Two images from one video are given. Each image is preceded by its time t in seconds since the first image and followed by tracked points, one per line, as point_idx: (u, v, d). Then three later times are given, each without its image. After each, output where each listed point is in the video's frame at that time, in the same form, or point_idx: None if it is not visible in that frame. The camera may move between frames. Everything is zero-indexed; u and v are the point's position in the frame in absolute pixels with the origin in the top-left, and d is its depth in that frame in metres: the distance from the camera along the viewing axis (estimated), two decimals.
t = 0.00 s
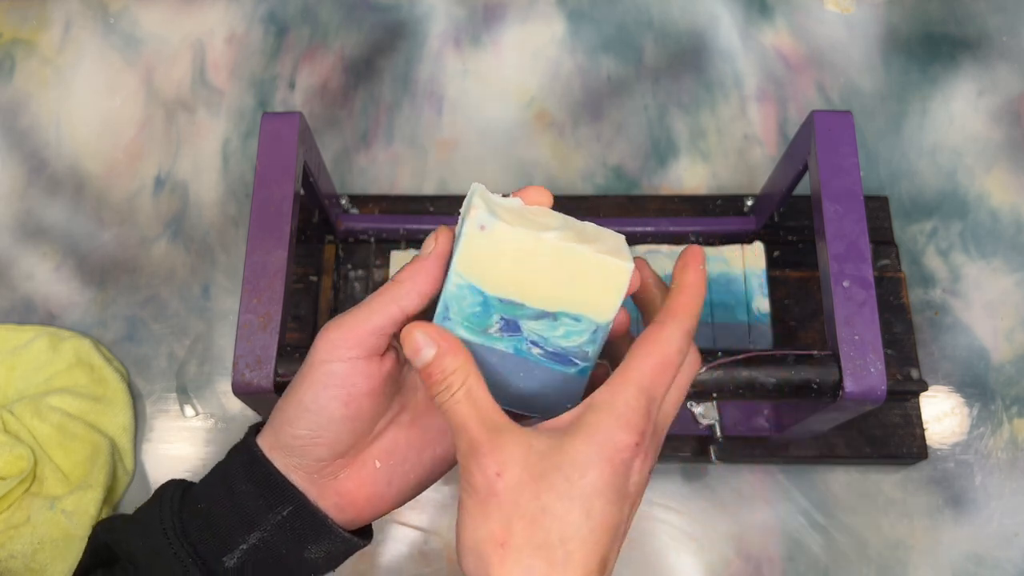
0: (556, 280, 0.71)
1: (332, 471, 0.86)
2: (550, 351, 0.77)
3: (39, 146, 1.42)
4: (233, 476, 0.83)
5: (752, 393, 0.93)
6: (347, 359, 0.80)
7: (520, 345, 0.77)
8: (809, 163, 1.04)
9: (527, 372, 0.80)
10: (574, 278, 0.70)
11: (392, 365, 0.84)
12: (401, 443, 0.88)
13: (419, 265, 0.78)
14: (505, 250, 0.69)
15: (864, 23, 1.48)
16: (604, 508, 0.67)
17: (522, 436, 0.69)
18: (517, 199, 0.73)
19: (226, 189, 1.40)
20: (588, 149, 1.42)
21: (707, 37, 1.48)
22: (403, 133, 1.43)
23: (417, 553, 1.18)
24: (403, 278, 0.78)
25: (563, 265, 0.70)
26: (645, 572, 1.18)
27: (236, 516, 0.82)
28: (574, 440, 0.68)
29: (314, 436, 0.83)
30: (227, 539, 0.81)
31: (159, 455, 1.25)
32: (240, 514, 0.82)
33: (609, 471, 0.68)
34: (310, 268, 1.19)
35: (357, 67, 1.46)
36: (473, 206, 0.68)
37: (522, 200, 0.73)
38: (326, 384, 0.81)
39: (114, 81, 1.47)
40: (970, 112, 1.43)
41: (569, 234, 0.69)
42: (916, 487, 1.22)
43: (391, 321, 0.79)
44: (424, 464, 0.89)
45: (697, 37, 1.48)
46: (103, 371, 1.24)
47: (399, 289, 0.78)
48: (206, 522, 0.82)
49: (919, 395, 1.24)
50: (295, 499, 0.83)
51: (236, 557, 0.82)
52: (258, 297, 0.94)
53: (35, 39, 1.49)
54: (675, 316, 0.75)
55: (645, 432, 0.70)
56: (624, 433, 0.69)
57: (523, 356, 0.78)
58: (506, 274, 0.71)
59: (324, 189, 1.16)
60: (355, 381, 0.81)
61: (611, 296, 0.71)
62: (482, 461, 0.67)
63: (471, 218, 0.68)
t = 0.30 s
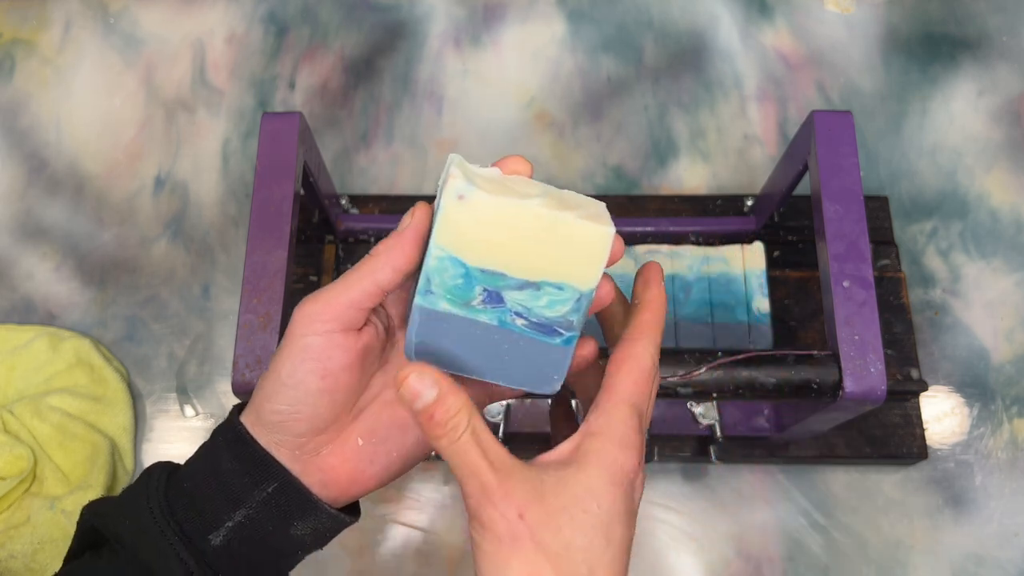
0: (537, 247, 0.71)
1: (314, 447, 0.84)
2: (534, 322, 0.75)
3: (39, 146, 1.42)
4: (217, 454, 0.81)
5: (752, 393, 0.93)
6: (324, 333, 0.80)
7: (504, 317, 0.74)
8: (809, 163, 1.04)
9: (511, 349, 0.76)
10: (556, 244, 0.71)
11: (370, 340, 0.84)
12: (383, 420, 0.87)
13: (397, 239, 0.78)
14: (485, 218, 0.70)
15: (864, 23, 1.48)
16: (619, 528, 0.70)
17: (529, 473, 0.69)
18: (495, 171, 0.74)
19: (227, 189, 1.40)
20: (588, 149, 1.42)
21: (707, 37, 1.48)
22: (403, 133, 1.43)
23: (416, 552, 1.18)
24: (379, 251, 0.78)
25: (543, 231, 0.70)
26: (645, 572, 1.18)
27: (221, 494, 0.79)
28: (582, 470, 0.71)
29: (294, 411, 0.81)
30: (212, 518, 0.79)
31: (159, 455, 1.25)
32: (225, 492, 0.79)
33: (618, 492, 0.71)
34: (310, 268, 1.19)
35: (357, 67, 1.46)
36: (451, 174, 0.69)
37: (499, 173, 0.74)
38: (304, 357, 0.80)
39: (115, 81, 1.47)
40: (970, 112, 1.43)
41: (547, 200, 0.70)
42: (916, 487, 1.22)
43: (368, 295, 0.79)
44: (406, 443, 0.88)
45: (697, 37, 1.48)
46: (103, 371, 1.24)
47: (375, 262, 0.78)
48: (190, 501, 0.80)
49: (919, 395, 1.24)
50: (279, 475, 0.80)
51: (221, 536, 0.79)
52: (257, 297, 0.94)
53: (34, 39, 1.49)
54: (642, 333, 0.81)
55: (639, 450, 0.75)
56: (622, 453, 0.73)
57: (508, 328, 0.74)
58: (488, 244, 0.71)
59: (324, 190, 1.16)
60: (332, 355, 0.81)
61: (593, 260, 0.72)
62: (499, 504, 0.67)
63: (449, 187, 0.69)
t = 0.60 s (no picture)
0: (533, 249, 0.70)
1: (313, 448, 0.84)
2: (528, 324, 0.75)
3: (39, 146, 1.42)
4: (216, 455, 0.82)
5: (752, 393, 0.93)
6: (323, 335, 0.79)
7: (498, 318, 0.75)
8: (809, 163, 1.04)
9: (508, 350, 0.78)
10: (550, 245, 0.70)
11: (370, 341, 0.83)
12: (383, 421, 0.86)
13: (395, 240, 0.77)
14: (480, 220, 0.69)
15: (864, 23, 1.48)
16: (580, 502, 0.69)
17: (492, 441, 0.71)
18: (493, 170, 0.72)
19: (227, 189, 1.40)
20: (588, 149, 1.42)
21: (707, 37, 1.48)
22: (403, 133, 1.43)
23: (416, 552, 1.18)
24: (378, 252, 0.78)
25: (538, 233, 0.69)
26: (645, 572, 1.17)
27: (220, 494, 0.80)
28: (544, 442, 0.71)
29: (293, 413, 0.81)
30: (210, 518, 0.79)
31: (159, 455, 1.25)
32: (224, 492, 0.80)
33: (581, 466, 0.70)
34: (310, 268, 1.19)
35: (357, 67, 1.46)
36: (446, 175, 0.68)
37: (497, 172, 0.73)
38: (304, 359, 0.80)
39: (115, 81, 1.47)
40: (970, 112, 1.43)
41: (543, 203, 0.69)
42: (916, 487, 1.22)
43: (367, 296, 0.78)
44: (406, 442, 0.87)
45: (697, 37, 1.48)
46: (103, 371, 1.24)
47: (374, 264, 0.77)
48: (189, 501, 0.80)
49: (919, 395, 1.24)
50: (278, 476, 0.81)
51: (219, 536, 0.79)
52: (258, 297, 0.94)
53: (34, 39, 1.49)
54: (625, 311, 0.79)
55: (610, 426, 0.74)
56: (588, 428, 0.72)
57: (503, 328, 0.75)
58: (482, 246, 0.70)
59: (324, 190, 1.16)
60: (331, 356, 0.80)
61: (589, 264, 0.71)
62: (457, 470, 0.69)
63: (443, 188, 0.68)
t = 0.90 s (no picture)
0: (518, 235, 0.70)
1: (306, 451, 0.83)
2: (518, 318, 0.73)
3: (39, 146, 1.42)
4: (212, 459, 0.81)
5: (752, 393, 0.93)
6: (316, 331, 0.80)
7: (487, 312, 0.74)
8: (809, 163, 1.04)
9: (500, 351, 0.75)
10: (533, 230, 0.70)
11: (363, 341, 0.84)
12: (378, 425, 0.85)
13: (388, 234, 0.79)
14: (462, 203, 0.70)
15: (864, 24, 1.48)
16: None
17: (502, 485, 0.68)
18: (483, 161, 0.74)
19: (227, 189, 1.40)
20: (588, 149, 1.42)
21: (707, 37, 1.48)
22: (403, 133, 1.43)
23: (416, 552, 1.18)
24: (372, 247, 0.79)
25: (521, 217, 0.70)
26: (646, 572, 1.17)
27: (214, 499, 0.79)
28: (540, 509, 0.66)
29: (284, 412, 0.81)
30: (204, 524, 0.79)
31: (159, 455, 1.25)
32: (219, 497, 0.79)
33: (563, 547, 0.65)
34: (310, 268, 1.19)
35: (357, 67, 1.46)
36: (428, 157, 0.69)
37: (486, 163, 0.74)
38: (297, 355, 0.80)
39: (115, 81, 1.47)
40: (970, 112, 1.43)
41: (526, 186, 0.70)
42: (916, 487, 1.22)
43: (361, 291, 0.80)
44: (403, 449, 0.85)
45: (697, 37, 1.48)
46: (103, 371, 1.24)
47: (367, 258, 0.79)
48: (184, 506, 0.80)
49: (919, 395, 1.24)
50: (272, 480, 0.80)
51: (213, 542, 0.78)
52: (258, 297, 0.94)
53: (35, 39, 1.49)
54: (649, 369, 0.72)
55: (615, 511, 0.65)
56: (587, 511, 0.64)
57: (492, 324, 0.74)
58: (467, 231, 0.71)
59: (324, 190, 1.16)
60: (323, 354, 0.81)
61: (575, 250, 0.70)
62: (461, 505, 0.69)
63: (425, 169, 0.69)
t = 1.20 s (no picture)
0: (523, 239, 0.70)
1: (301, 466, 0.83)
2: (519, 329, 0.73)
3: (39, 146, 1.42)
4: (210, 478, 0.81)
5: (752, 393, 0.93)
6: (318, 337, 0.80)
7: (488, 321, 0.74)
8: (809, 163, 1.04)
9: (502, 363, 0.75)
10: (538, 234, 0.69)
11: (367, 351, 0.84)
12: (377, 443, 0.84)
13: (394, 240, 0.79)
14: (467, 201, 0.70)
15: (864, 24, 1.48)
16: None
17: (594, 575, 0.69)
18: (495, 161, 0.73)
19: (227, 189, 1.40)
20: (588, 149, 1.42)
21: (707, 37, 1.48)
22: (403, 133, 1.43)
23: (417, 553, 1.18)
24: (379, 253, 0.80)
25: (526, 218, 0.69)
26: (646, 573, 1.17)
27: (209, 518, 0.78)
28: None
29: (279, 422, 0.81)
30: (197, 544, 0.78)
31: (159, 455, 1.25)
32: (214, 517, 0.78)
33: None
34: (310, 268, 1.19)
35: (357, 67, 1.46)
36: (435, 153, 0.70)
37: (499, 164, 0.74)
38: (297, 362, 0.80)
39: (115, 81, 1.47)
40: (970, 112, 1.43)
41: (534, 188, 0.69)
42: (916, 487, 1.22)
43: (366, 298, 0.80)
44: (402, 470, 0.83)
45: (697, 37, 1.48)
46: (103, 371, 1.24)
47: (374, 264, 0.80)
48: (178, 524, 0.79)
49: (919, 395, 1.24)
50: (268, 502, 0.80)
51: (205, 564, 0.77)
52: (258, 297, 0.94)
53: (34, 39, 1.49)
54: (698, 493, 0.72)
55: None
56: None
57: (493, 333, 0.74)
58: (471, 232, 0.71)
59: (323, 189, 1.16)
60: (322, 363, 0.81)
61: (581, 257, 0.69)
62: None
63: (431, 165, 0.69)
